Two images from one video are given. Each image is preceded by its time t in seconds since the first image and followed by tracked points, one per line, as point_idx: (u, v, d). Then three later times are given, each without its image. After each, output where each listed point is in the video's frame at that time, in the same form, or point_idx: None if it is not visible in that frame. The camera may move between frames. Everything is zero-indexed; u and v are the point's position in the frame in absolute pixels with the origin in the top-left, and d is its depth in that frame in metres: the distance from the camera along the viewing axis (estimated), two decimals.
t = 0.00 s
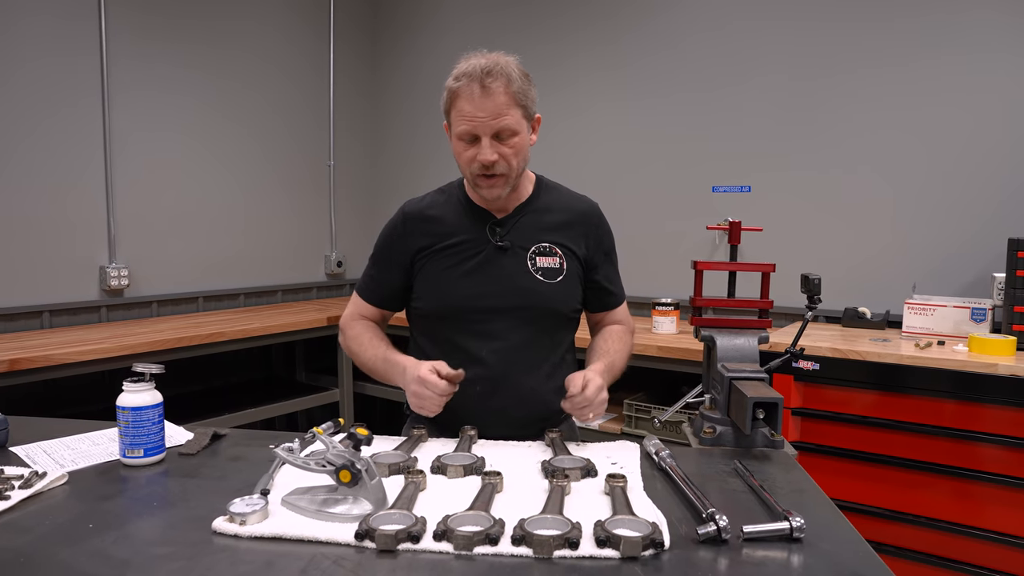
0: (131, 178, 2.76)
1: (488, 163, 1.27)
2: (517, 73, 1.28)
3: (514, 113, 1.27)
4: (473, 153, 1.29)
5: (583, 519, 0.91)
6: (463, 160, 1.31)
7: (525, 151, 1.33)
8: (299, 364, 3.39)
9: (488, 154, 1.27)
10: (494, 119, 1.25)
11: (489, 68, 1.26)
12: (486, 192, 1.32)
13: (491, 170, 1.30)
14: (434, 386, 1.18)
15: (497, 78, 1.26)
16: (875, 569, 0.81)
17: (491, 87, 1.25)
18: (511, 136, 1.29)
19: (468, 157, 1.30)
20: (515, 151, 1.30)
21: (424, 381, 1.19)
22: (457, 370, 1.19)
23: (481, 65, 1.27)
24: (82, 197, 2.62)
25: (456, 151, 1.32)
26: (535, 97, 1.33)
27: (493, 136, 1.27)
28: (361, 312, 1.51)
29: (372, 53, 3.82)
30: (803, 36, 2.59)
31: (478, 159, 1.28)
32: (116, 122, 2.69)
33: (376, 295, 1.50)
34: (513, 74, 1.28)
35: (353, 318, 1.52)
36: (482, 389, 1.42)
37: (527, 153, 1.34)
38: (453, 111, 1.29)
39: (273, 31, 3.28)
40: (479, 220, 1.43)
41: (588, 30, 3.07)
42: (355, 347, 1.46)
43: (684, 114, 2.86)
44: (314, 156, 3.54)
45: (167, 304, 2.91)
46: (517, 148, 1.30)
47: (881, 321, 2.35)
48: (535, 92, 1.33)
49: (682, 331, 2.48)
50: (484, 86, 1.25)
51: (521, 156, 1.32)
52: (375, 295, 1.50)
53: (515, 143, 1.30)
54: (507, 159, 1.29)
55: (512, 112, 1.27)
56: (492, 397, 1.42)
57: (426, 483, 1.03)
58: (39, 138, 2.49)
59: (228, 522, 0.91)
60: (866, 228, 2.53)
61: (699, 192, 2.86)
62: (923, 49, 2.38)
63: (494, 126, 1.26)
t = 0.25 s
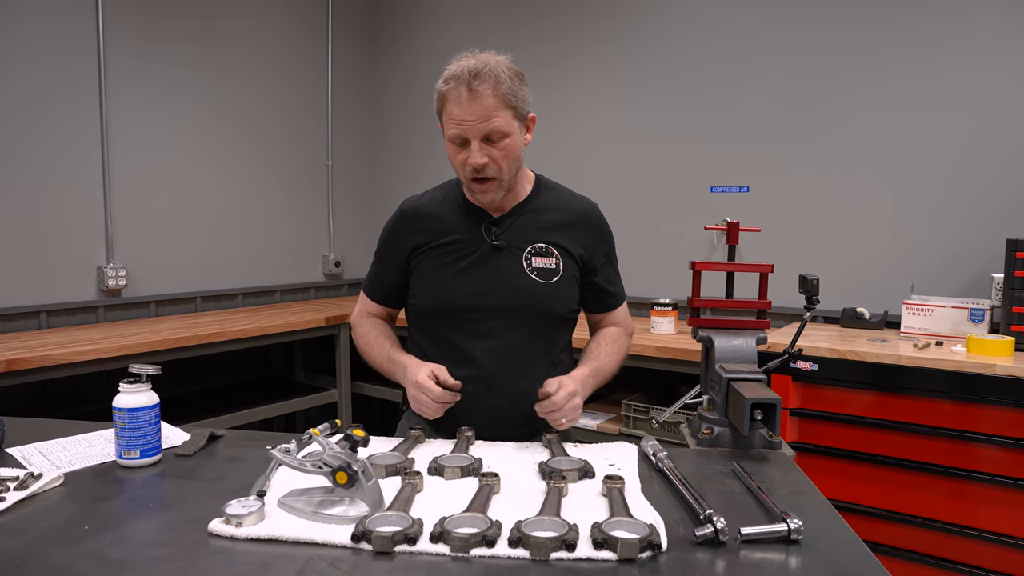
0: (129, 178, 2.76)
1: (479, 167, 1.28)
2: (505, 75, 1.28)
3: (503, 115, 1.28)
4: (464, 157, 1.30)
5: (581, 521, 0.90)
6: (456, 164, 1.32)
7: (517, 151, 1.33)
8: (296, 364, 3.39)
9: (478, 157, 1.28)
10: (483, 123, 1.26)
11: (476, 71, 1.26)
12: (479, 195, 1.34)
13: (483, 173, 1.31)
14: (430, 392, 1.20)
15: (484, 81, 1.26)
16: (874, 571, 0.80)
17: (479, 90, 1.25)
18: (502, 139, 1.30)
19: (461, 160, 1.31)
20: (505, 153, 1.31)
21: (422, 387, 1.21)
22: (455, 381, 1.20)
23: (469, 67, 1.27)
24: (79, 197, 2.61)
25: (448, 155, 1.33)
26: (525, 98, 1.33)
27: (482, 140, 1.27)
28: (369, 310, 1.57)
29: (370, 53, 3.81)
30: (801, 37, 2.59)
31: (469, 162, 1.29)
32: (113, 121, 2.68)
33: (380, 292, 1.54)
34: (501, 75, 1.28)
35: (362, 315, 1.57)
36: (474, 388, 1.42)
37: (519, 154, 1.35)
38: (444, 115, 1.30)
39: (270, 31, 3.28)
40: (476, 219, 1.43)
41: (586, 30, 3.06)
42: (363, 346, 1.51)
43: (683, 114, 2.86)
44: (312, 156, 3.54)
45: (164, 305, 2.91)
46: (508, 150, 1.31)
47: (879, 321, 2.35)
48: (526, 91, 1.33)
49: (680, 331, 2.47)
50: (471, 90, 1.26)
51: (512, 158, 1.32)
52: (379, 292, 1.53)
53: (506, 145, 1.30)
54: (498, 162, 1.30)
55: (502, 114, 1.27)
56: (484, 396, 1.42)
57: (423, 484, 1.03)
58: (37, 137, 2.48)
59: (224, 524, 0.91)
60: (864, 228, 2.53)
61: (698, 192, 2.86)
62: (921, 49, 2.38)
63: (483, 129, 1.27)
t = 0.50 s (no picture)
0: (127, 177, 2.75)
1: (461, 166, 1.28)
2: (485, 73, 1.27)
3: (485, 114, 1.27)
4: (447, 157, 1.30)
5: (579, 523, 0.90)
6: (439, 164, 1.32)
7: (500, 150, 1.33)
8: (295, 365, 3.38)
9: (460, 157, 1.28)
10: (464, 122, 1.25)
11: (456, 69, 1.26)
12: (463, 195, 1.33)
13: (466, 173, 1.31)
14: (405, 388, 1.18)
15: (464, 80, 1.26)
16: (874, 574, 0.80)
17: (458, 88, 1.25)
18: (484, 137, 1.29)
19: (443, 160, 1.31)
20: (488, 152, 1.30)
21: (398, 384, 1.20)
22: (431, 379, 1.19)
23: (448, 66, 1.27)
24: (78, 197, 2.61)
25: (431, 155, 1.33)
26: (507, 96, 1.32)
27: (464, 139, 1.27)
28: (354, 311, 1.56)
29: (369, 53, 3.81)
30: (800, 37, 2.59)
31: (451, 162, 1.29)
32: (111, 121, 2.68)
33: (365, 293, 1.54)
34: (481, 74, 1.27)
35: (346, 316, 1.56)
36: (457, 391, 1.42)
37: (503, 153, 1.34)
38: (425, 115, 1.30)
39: (270, 31, 3.28)
40: (459, 220, 1.43)
41: (585, 30, 3.06)
42: (345, 345, 1.49)
43: (682, 114, 2.86)
44: (311, 156, 3.53)
45: (163, 305, 2.90)
46: (491, 148, 1.30)
47: (879, 321, 2.35)
48: (508, 90, 1.33)
49: (679, 331, 2.47)
50: (451, 88, 1.25)
51: (495, 157, 1.32)
52: (365, 293, 1.54)
53: (488, 144, 1.30)
54: (481, 160, 1.30)
55: (483, 113, 1.27)
56: (467, 399, 1.42)
57: (421, 486, 1.02)
58: (35, 137, 2.48)
59: (221, 526, 0.90)
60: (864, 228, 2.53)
61: (697, 192, 2.85)
62: (920, 49, 2.38)
63: (465, 128, 1.26)
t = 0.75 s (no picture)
0: (126, 177, 2.74)
1: (440, 159, 1.27)
2: (463, 66, 1.28)
3: (463, 107, 1.28)
4: (426, 152, 1.29)
5: (579, 525, 0.89)
6: (417, 160, 1.32)
7: (479, 145, 1.33)
8: (294, 365, 3.37)
9: (440, 150, 1.28)
10: (442, 114, 1.26)
11: (434, 62, 1.26)
12: (442, 190, 1.32)
13: (445, 167, 1.30)
14: (376, 387, 1.16)
15: (442, 72, 1.26)
16: None
17: (436, 81, 1.26)
18: (463, 131, 1.29)
19: (423, 156, 1.31)
20: (467, 146, 1.30)
21: (368, 383, 1.17)
22: (401, 379, 1.16)
23: (426, 60, 1.27)
24: (76, 197, 2.60)
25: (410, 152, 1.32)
26: (485, 90, 1.33)
27: (443, 132, 1.27)
28: (332, 310, 1.57)
29: (368, 52, 3.80)
30: (800, 36, 2.58)
31: (431, 156, 1.28)
32: (110, 122, 2.67)
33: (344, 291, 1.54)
34: (459, 67, 1.28)
35: (324, 315, 1.57)
36: (432, 391, 1.41)
37: (482, 148, 1.34)
38: (403, 110, 1.30)
39: (269, 31, 3.27)
40: (438, 217, 1.42)
41: (584, 30, 3.05)
42: (321, 344, 1.49)
43: (682, 113, 2.85)
44: (310, 155, 3.53)
45: (161, 305, 2.89)
46: (470, 142, 1.30)
47: (879, 321, 2.35)
48: (486, 85, 1.33)
49: (679, 332, 2.46)
50: (429, 81, 1.26)
51: (474, 151, 1.32)
52: (344, 290, 1.54)
53: (467, 137, 1.30)
54: (460, 154, 1.30)
55: (461, 106, 1.27)
56: (442, 400, 1.41)
57: (420, 488, 1.02)
58: (34, 137, 2.47)
59: (218, 529, 0.90)
60: (864, 228, 2.52)
61: (697, 192, 2.85)
62: (922, 49, 2.37)
63: (443, 121, 1.27)
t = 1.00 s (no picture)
0: (125, 177, 2.73)
1: (423, 157, 1.26)
2: (444, 64, 1.28)
3: (445, 104, 1.27)
4: (408, 150, 1.28)
5: (583, 529, 0.89)
6: (399, 159, 1.31)
7: (462, 143, 1.32)
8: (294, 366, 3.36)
9: (423, 147, 1.26)
10: (424, 111, 1.25)
11: (414, 61, 1.26)
12: (428, 193, 1.32)
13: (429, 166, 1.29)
14: (364, 388, 1.14)
15: (422, 70, 1.26)
16: None
17: (417, 78, 1.25)
18: (445, 129, 1.29)
19: (405, 155, 1.29)
20: (450, 144, 1.29)
21: (356, 384, 1.15)
22: (389, 379, 1.14)
23: (406, 59, 1.27)
24: (75, 196, 2.59)
25: (392, 150, 1.31)
26: (466, 89, 1.33)
27: (425, 129, 1.26)
28: (311, 316, 1.52)
29: (368, 52, 3.79)
30: (800, 36, 2.57)
31: (413, 154, 1.27)
32: (109, 121, 2.66)
33: (325, 299, 1.51)
34: (439, 65, 1.28)
35: (304, 321, 1.52)
36: (417, 398, 1.40)
37: (464, 148, 1.34)
38: (384, 109, 1.29)
39: (268, 30, 3.26)
40: (419, 221, 1.41)
41: (584, 29, 3.04)
42: (301, 350, 1.44)
43: (682, 113, 2.84)
44: (310, 155, 3.52)
45: (161, 305, 2.88)
46: (452, 140, 1.30)
47: (881, 322, 2.34)
48: (467, 84, 1.33)
49: (680, 333, 2.45)
50: (410, 78, 1.25)
51: (457, 150, 1.31)
52: (325, 298, 1.51)
53: (450, 135, 1.29)
54: (443, 153, 1.29)
55: (443, 103, 1.27)
56: (427, 406, 1.40)
57: (422, 490, 1.01)
58: (33, 136, 2.46)
59: (218, 532, 0.89)
60: (866, 228, 2.51)
61: (698, 192, 2.84)
62: (924, 49, 2.36)
63: (425, 118, 1.26)
